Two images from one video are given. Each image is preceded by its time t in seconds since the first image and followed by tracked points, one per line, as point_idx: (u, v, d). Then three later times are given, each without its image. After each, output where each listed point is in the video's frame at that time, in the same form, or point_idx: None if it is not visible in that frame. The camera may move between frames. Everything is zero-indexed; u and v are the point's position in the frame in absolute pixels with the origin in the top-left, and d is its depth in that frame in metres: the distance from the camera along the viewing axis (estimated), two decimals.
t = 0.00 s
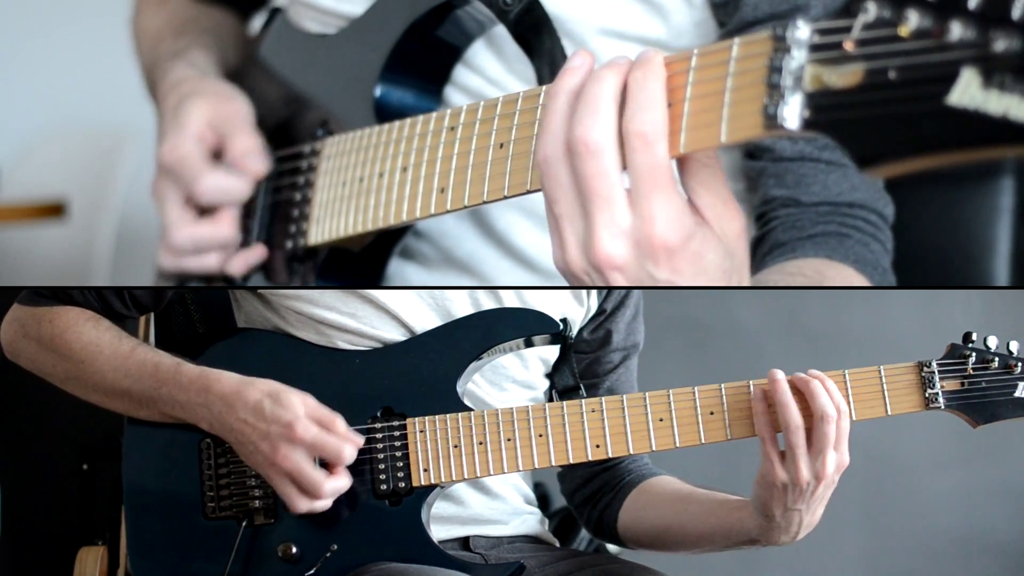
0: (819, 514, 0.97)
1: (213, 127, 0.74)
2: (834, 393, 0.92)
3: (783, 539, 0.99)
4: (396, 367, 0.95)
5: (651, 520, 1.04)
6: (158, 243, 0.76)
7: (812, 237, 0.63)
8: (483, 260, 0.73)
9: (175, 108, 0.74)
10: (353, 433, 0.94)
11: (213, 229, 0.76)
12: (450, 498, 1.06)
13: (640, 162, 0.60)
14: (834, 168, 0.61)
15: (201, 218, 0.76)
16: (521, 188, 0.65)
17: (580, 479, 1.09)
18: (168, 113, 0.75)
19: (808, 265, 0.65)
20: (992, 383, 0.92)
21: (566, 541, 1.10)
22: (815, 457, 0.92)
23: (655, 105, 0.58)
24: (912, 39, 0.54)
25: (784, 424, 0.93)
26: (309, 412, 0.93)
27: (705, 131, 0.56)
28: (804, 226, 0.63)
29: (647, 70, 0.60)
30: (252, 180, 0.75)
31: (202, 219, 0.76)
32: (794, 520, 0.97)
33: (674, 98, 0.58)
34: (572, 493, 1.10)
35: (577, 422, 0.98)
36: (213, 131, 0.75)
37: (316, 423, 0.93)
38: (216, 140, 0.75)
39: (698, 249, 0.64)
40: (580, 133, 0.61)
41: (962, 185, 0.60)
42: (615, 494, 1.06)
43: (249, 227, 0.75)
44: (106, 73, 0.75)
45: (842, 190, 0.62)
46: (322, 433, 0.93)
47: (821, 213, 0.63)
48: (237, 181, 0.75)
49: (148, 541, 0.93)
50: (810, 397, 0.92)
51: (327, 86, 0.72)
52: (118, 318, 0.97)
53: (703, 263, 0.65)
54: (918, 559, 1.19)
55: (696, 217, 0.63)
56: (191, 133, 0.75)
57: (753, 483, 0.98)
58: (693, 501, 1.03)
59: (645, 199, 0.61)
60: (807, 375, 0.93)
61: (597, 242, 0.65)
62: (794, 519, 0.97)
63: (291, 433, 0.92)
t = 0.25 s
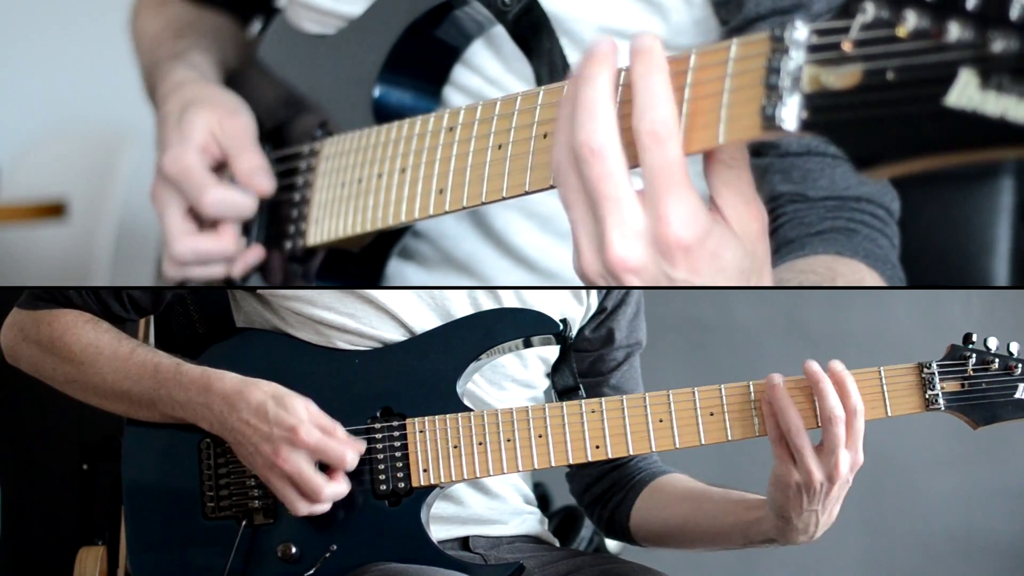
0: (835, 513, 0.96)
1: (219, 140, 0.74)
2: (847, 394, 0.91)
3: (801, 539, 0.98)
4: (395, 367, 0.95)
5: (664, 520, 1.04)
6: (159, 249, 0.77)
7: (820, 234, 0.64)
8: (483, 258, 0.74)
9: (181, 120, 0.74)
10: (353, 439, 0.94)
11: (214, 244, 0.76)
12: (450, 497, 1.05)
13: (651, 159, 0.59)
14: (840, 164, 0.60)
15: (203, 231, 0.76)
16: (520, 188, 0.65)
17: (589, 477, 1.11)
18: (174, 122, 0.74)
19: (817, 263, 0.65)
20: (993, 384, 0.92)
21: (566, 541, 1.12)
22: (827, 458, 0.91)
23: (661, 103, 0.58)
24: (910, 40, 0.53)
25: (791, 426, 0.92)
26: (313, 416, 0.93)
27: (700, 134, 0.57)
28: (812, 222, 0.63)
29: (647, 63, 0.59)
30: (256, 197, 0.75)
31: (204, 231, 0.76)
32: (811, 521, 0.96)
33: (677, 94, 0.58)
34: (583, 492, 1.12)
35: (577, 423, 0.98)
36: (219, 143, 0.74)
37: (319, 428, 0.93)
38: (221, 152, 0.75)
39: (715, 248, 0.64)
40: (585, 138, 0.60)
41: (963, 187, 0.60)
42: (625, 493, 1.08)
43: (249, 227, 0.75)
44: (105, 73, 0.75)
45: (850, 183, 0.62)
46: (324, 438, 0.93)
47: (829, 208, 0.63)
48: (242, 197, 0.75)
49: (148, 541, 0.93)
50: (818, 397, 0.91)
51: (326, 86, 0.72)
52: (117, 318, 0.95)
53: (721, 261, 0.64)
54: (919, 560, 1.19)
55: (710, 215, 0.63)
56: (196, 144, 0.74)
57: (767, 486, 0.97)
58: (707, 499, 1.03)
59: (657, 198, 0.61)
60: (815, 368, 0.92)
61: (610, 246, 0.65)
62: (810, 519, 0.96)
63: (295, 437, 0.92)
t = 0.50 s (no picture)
0: (840, 512, 0.97)
1: (216, 122, 0.74)
2: (843, 392, 0.92)
3: (803, 542, 0.99)
4: (395, 367, 0.95)
5: (670, 521, 1.04)
6: (156, 245, 0.76)
7: (820, 237, 0.64)
8: (481, 259, 0.73)
9: (177, 101, 0.74)
10: (349, 424, 0.94)
11: (214, 224, 0.76)
12: (449, 497, 1.05)
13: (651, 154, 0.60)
14: (839, 166, 0.60)
15: (203, 211, 0.76)
16: (519, 188, 0.65)
17: (593, 480, 1.10)
18: (169, 113, 0.74)
19: (819, 266, 0.65)
20: (992, 383, 0.92)
21: (566, 541, 1.12)
22: (830, 457, 0.92)
23: (665, 100, 0.59)
24: (911, 39, 0.53)
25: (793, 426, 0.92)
26: (307, 406, 0.93)
27: (704, 132, 0.57)
28: (812, 226, 0.63)
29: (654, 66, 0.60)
30: (256, 169, 0.74)
31: (205, 213, 0.76)
32: (815, 522, 0.96)
33: (681, 92, 0.58)
34: (586, 495, 1.11)
35: (576, 422, 0.98)
36: (216, 125, 0.74)
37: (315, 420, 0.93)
38: (218, 136, 0.74)
39: (716, 244, 0.64)
40: (583, 137, 0.62)
41: (962, 189, 0.60)
42: (630, 495, 1.07)
43: (248, 226, 0.76)
44: (106, 73, 0.75)
45: (850, 186, 0.62)
46: (320, 428, 0.93)
47: (828, 211, 0.63)
48: (243, 172, 0.75)
49: (148, 541, 0.93)
50: (822, 398, 0.92)
51: (327, 86, 0.72)
52: (116, 318, 0.95)
53: (722, 258, 0.65)
54: (918, 559, 1.19)
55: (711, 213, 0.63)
56: (193, 130, 0.74)
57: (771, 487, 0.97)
58: (712, 500, 1.03)
59: (658, 193, 0.62)
60: (813, 374, 0.93)
61: (612, 242, 0.66)
62: (816, 520, 0.96)
63: (291, 429, 0.92)
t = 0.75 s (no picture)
0: (893, 497, 0.96)
1: (219, 105, 0.73)
2: (909, 375, 0.91)
3: (861, 528, 0.97)
4: (394, 366, 0.95)
5: (712, 514, 1.03)
6: (159, 231, 0.77)
7: (831, 226, 0.61)
8: (479, 257, 0.72)
9: (178, 89, 0.74)
10: (355, 410, 0.94)
11: (223, 201, 0.76)
12: (450, 496, 1.04)
13: (649, 131, 0.62)
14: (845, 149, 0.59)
15: (212, 189, 0.76)
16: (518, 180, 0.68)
17: (621, 478, 1.13)
18: (172, 95, 0.74)
19: (835, 255, 0.61)
20: (990, 375, 0.92)
21: (567, 541, 1.13)
22: (885, 437, 0.92)
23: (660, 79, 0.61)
24: (902, 19, 0.55)
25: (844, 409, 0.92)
26: (312, 397, 0.93)
27: (698, 115, 0.60)
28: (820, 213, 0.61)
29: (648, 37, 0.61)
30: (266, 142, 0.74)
31: (214, 191, 0.76)
32: (872, 506, 0.95)
33: (673, 70, 0.60)
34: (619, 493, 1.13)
35: (575, 420, 0.97)
36: (220, 107, 0.73)
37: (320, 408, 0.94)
38: (224, 117, 0.74)
39: (776, 216, 0.61)
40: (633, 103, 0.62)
41: (958, 182, 0.59)
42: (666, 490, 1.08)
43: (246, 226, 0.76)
44: (103, 73, 0.75)
45: (856, 168, 0.60)
46: (328, 416, 0.93)
47: (835, 194, 0.60)
48: (251, 148, 0.74)
49: (149, 543, 0.94)
50: (881, 382, 0.92)
51: (320, 83, 0.71)
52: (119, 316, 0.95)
53: (779, 231, 0.61)
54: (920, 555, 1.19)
55: (771, 183, 0.60)
56: (198, 112, 0.74)
57: (825, 473, 0.96)
58: (752, 492, 1.03)
59: (722, 161, 0.60)
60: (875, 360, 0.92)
61: (667, 211, 0.63)
62: (870, 505, 0.95)
63: (297, 420, 0.92)
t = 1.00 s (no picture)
0: (885, 498, 0.96)
1: (217, 103, 0.73)
2: (902, 377, 0.91)
3: (850, 528, 0.97)
4: (394, 366, 0.96)
5: (703, 514, 1.04)
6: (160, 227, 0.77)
7: (829, 227, 0.61)
8: (478, 257, 0.73)
9: (177, 85, 0.73)
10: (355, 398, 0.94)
11: (220, 193, 0.76)
12: (449, 497, 1.05)
13: (648, 132, 0.61)
14: (844, 151, 0.59)
15: (207, 183, 0.76)
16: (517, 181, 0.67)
17: (615, 478, 1.13)
18: (170, 90, 0.73)
19: (833, 255, 0.61)
20: (990, 376, 0.92)
21: (566, 541, 1.13)
22: (877, 439, 0.91)
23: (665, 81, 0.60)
24: (905, 24, 0.56)
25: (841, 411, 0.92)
26: (308, 389, 0.93)
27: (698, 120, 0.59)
28: (818, 214, 0.61)
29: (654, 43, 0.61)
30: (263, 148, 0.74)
31: (209, 185, 0.76)
32: (862, 507, 0.95)
33: (681, 72, 0.59)
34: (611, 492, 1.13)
35: (574, 420, 0.98)
36: (217, 104, 0.73)
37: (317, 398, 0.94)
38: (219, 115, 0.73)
39: (772, 225, 0.60)
40: (636, 101, 0.61)
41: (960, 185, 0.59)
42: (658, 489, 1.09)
43: (247, 225, 0.76)
44: (105, 72, 0.75)
45: (854, 169, 0.60)
46: (326, 407, 0.93)
47: (833, 195, 0.60)
48: (245, 149, 0.74)
49: (147, 542, 0.94)
50: (868, 383, 0.91)
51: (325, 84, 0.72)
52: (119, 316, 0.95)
53: (775, 239, 0.61)
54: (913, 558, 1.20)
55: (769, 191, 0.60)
56: (193, 110, 0.73)
57: (817, 474, 0.96)
58: (744, 492, 1.03)
59: (719, 166, 0.59)
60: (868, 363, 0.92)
61: (661, 214, 0.62)
62: (861, 506, 0.95)
63: (295, 412, 0.92)
